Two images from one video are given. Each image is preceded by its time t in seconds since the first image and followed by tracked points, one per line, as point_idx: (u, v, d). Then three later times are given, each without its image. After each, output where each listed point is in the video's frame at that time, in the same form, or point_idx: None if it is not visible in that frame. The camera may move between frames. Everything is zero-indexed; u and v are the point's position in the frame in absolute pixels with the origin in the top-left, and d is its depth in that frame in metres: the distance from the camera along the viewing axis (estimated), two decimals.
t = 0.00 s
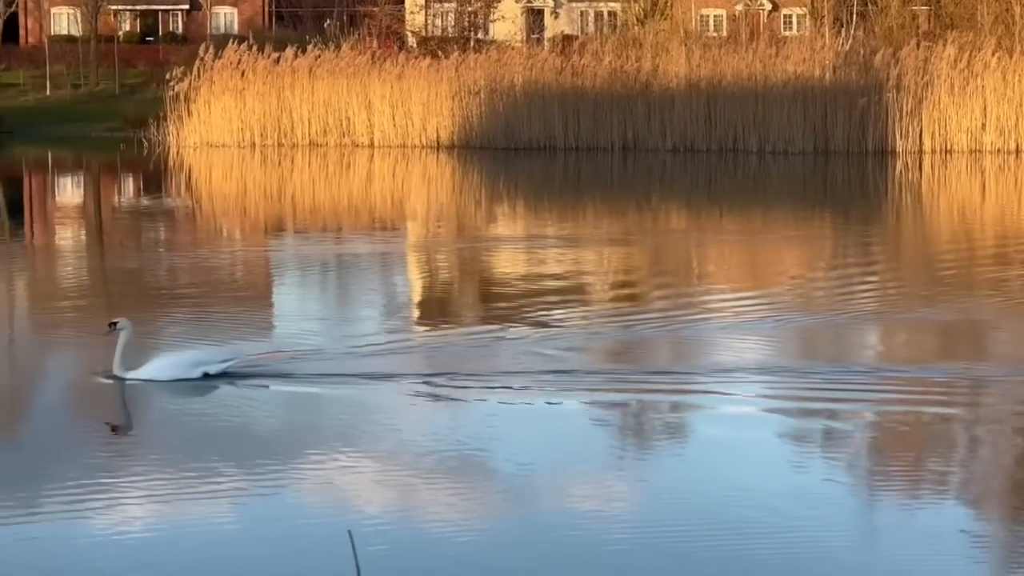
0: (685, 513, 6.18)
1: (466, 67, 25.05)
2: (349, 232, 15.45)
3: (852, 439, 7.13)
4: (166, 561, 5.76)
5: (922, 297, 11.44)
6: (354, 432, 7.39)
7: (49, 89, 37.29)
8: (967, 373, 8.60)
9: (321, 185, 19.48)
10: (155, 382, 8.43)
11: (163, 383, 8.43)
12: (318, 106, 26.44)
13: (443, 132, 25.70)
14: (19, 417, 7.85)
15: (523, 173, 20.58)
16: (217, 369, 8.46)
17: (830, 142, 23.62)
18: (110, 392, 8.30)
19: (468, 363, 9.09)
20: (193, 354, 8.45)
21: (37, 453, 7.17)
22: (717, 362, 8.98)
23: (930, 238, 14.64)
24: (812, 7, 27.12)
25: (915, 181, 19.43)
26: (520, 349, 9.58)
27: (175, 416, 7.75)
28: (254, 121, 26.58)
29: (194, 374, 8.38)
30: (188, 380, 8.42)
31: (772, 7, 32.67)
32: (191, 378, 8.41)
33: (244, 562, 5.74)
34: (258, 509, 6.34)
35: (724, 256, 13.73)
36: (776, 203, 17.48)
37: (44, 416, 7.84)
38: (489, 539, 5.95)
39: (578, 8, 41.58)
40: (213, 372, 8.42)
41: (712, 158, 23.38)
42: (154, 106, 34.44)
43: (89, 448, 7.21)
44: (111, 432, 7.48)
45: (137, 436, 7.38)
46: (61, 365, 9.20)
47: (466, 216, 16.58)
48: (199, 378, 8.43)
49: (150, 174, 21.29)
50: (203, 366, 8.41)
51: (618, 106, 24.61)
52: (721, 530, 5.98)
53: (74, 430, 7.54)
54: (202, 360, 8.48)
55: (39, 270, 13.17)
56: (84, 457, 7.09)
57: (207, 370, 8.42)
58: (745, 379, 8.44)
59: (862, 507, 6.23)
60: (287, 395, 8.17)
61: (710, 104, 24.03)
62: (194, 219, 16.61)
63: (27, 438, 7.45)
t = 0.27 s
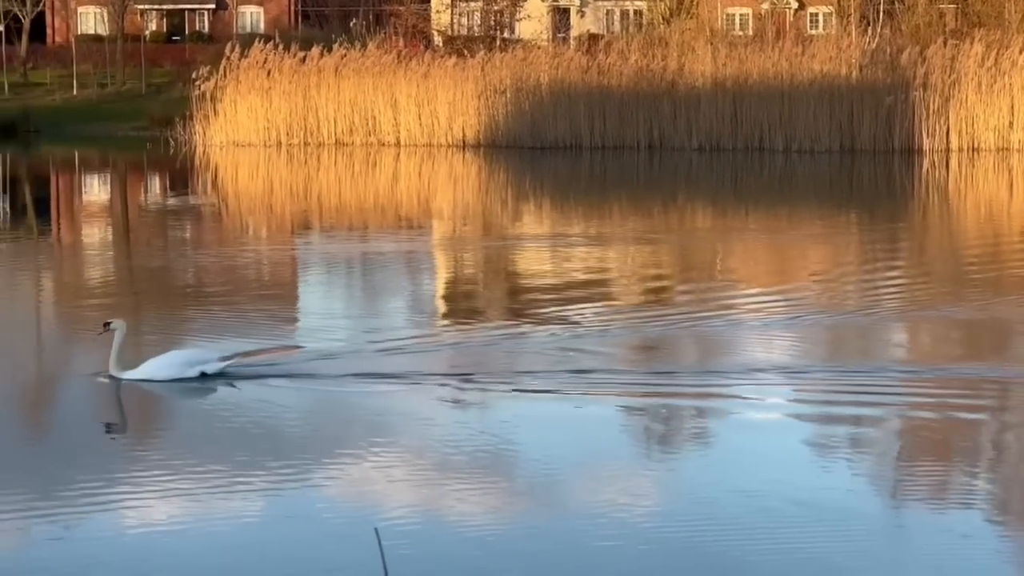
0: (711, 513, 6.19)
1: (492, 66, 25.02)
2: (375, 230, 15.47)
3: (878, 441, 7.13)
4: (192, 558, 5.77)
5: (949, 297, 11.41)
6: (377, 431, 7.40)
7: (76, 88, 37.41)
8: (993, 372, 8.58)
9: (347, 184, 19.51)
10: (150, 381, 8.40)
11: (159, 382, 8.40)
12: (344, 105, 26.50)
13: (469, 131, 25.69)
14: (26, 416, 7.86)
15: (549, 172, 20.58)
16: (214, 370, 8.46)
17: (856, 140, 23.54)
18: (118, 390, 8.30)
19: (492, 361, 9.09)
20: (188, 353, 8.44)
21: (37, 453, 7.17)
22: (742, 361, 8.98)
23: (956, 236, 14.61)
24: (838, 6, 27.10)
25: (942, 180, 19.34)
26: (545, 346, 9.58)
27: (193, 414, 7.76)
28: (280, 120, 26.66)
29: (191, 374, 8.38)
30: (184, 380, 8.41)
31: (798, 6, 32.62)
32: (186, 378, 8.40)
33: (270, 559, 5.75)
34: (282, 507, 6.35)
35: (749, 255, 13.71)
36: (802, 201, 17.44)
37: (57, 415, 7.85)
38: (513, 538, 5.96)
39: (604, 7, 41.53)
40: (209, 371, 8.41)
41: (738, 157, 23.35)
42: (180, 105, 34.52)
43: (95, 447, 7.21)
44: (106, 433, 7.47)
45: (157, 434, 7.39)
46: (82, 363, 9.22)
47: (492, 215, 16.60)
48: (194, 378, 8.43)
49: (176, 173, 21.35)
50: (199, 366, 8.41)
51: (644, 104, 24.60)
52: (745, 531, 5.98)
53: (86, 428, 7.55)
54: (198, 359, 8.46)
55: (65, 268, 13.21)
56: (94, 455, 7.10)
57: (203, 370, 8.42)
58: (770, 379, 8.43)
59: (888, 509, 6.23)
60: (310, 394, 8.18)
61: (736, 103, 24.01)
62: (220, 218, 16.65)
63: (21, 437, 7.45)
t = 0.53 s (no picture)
0: (740, 516, 6.18)
1: (520, 66, 24.97)
2: (403, 230, 15.49)
3: (907, 444, 7.12)
4: (223, 558, 5.78)
5: (979, 297, 11.37)
6: (405, 431, 7.40)
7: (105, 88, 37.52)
8: None
9: (375, 184, 19.54)
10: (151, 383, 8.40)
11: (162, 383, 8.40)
12: (372, 105, 26.55)
13: (497, 130, 25.70)
14: (40, 415, 7.88)
15: (577, 172, 20.58)
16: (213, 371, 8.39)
17: (885, 140, 23.46)
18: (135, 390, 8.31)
19: (520, 362, 9.08)
20: (190, 354, 8.40)
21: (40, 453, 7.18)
22: (770, 362, 8.96)
23: (985, 236, 14.57)
24: (867, 5, 27.06)
25: (971, 180, 19.27)
26: (573, 347, 9.57)
27: (216, 413, 7.76)
28: (309, 119, 26.76)
29: (189, 376, 8.34)
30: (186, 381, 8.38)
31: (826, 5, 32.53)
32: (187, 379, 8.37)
33: (301, 560, 5.76)
34: (312, 507, 6.36)
35: (778, 254, 13.69)
36: (831, 201, 17.40)
37: (72, 415, 7.86)
38: (543, 539, 5.96)
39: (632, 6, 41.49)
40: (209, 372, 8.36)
41: (766, 157, 23.32)
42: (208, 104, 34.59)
43: (107, 448, 7.21)
44: (102, 434, 7.45)
45: (180, 434, 7.39)
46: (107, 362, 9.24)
47: (520, 214, 16.61)
48: (195, 379, 8.38)
49: (204, 172, 21.40)
50: (198, 367, 8.35)
51: (672, 103, 24.59)
52: (777, 534, 5.98)
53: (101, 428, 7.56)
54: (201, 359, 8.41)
55: (94, 267, 13.25)
56: (113, 454, 7.11)
57: (202, 371, 8.36)
58: (798, 381, 8.41)
59: (918, 512, 6.23)
60: (337, 394, 8.18)
61: (764, 103, 24.00)
62: (248, 217, 16.68)
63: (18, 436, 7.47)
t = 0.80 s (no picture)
0: (765, 515, 6.17)
1: (548, 67, 24.94)
2: (429, 231, 15.49)
3: (933, 443, 7.11)
4: (252, 555, 5.79)
5: (1007, 298, 11.35)
6: (430, 432, 7.41)
7: (134, 90, 37.62)
8: None
9: (403, 185, 19.53)
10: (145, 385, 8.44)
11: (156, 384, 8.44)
12: (400, 106, 26.55)
13: (525, 132, 25.66)
14: (57, 415, 7.90)
15: (605, 173, 20.54)
16: (208, 374, 8.42)
17: (913, 140, 23.41)
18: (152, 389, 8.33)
19: (546, 363, 9.09)
20: (185, 357, 8.43)
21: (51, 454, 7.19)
22: (796, 363, 8.96)
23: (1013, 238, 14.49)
24: (896, 6, 26.96)
25: (1001, 181, 19.15)
26: (600, 347, 9.57)
27: (240, 414, 7.78)
28: (337, 121, 26.81)
29: (183, 378, 8.37)
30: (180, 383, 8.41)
31: (855, 6, 32.44)
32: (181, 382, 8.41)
33: (329, 557, 5.77)
34: (340, 505, 6.37)
35: (805, 255, 13.65)
36: (859, 202, 17.35)
37: (89, 414, 7.88)
38: (571, 537, 5.96)
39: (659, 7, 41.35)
40: (204, 376, 8.39)
41: (795, 158, 23.26)
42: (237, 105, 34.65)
43: (122, 448, 7.23)
44: (100, 438, 7.45)
45: (200, 434, 7.40)
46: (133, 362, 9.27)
47: (547, 215, 16.62)
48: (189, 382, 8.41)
49: (231, 174, 21.43)
50: (192, 370, 8.39)
51: (699, 104, 24.56)
52: (805, 533, 5.98)
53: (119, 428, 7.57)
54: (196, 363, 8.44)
55: (123, 268, 13.28)
56: (135, 453, 7.14)
57: (197, 374, 8.39)
58: (825, 382, 8.41)
59: (945, 511, 6.21)
60: (364, 394, 8.20)
61: (793, 103, 23.95)
62: (275, 218, 16.70)
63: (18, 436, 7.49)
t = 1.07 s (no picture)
0: (794, 516, 6.15)
1: (574, 69, 24.92)
2: (455, 233, 15.50)
3: (962, 446, 7.08)
4: (279, 558, 5.78)
5: None
6: (455, 436, 7.39)
7: (160, 93, 37.72)
8: None
9: (428, 187, 19.54)
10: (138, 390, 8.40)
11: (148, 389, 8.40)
12: (426, 108, 26.57)
13: (550, 134, 25.65)
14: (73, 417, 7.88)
15: (631, 175, 20.52)
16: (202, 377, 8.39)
17: (940, 143, 23.33)
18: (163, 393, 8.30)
19: (570, 366, 9.06)
20: (178, 361, 8.40)
21: (65, 457, 7.17)
22: (823, 366, 8.92)
23: None
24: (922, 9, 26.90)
25: None
26: (626, 350, 9.54)
27: (264, 417, 7.77)
28: (362, 123, 26.86)
29: (177, 382, 8.34)
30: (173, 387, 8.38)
31: (882, 8, 32.37)
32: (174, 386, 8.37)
33: (356, 559, 5.75)
34: (366, 507, 6.35)
35: (832, 258, 13.62)
36: (886, 204, 17.29)
37: (103, 416, 7.87)
38: (599, 539, 5.94)
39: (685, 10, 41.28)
40: (197, 378, 8.36)
41: (821, 160, 23.21)
42: (263, 106, 34.71)
43: (141, 451, 7.21)
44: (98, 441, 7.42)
45: (222, 437, 7.40)
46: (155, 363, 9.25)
47: (573, 217, 16.60)
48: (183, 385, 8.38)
49: (258, 176, 21.47)
50: (186, 373, 8.35)
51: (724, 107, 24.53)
52: (836, 535, 5.94)
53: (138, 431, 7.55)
54: (187, 365, 8.41)
55: (149, 269, 13.30)
56: (157, 456, 7.12)
57: (190, 377, 8.36)
58: (852, 386, 8.37)
59: (975, 512, 6.19)
60: (388, 398, 8.18)
61: (819, 105, 23.89)
62: (301, 221, 16.73)
63: (22, 439, 7.47)
